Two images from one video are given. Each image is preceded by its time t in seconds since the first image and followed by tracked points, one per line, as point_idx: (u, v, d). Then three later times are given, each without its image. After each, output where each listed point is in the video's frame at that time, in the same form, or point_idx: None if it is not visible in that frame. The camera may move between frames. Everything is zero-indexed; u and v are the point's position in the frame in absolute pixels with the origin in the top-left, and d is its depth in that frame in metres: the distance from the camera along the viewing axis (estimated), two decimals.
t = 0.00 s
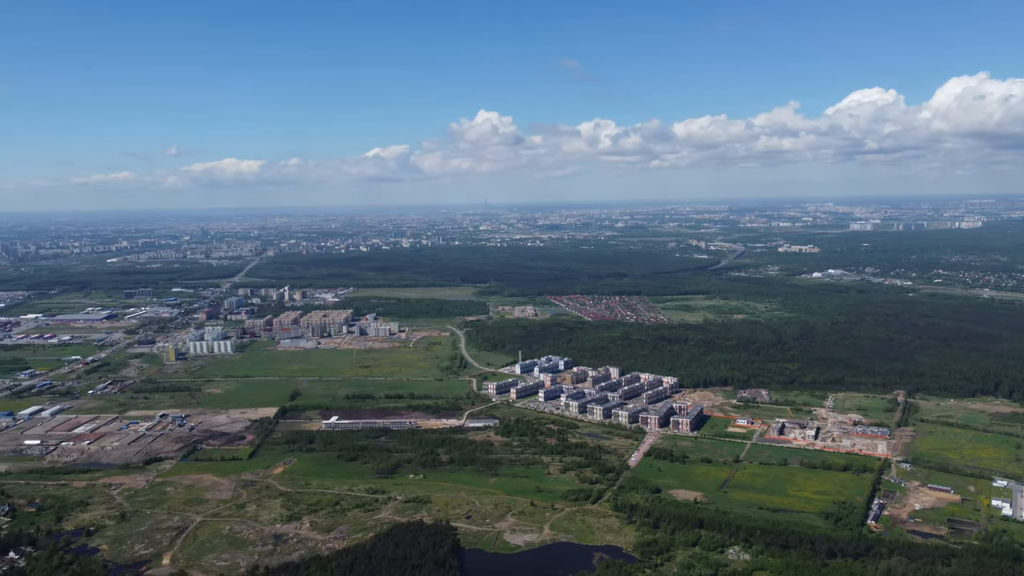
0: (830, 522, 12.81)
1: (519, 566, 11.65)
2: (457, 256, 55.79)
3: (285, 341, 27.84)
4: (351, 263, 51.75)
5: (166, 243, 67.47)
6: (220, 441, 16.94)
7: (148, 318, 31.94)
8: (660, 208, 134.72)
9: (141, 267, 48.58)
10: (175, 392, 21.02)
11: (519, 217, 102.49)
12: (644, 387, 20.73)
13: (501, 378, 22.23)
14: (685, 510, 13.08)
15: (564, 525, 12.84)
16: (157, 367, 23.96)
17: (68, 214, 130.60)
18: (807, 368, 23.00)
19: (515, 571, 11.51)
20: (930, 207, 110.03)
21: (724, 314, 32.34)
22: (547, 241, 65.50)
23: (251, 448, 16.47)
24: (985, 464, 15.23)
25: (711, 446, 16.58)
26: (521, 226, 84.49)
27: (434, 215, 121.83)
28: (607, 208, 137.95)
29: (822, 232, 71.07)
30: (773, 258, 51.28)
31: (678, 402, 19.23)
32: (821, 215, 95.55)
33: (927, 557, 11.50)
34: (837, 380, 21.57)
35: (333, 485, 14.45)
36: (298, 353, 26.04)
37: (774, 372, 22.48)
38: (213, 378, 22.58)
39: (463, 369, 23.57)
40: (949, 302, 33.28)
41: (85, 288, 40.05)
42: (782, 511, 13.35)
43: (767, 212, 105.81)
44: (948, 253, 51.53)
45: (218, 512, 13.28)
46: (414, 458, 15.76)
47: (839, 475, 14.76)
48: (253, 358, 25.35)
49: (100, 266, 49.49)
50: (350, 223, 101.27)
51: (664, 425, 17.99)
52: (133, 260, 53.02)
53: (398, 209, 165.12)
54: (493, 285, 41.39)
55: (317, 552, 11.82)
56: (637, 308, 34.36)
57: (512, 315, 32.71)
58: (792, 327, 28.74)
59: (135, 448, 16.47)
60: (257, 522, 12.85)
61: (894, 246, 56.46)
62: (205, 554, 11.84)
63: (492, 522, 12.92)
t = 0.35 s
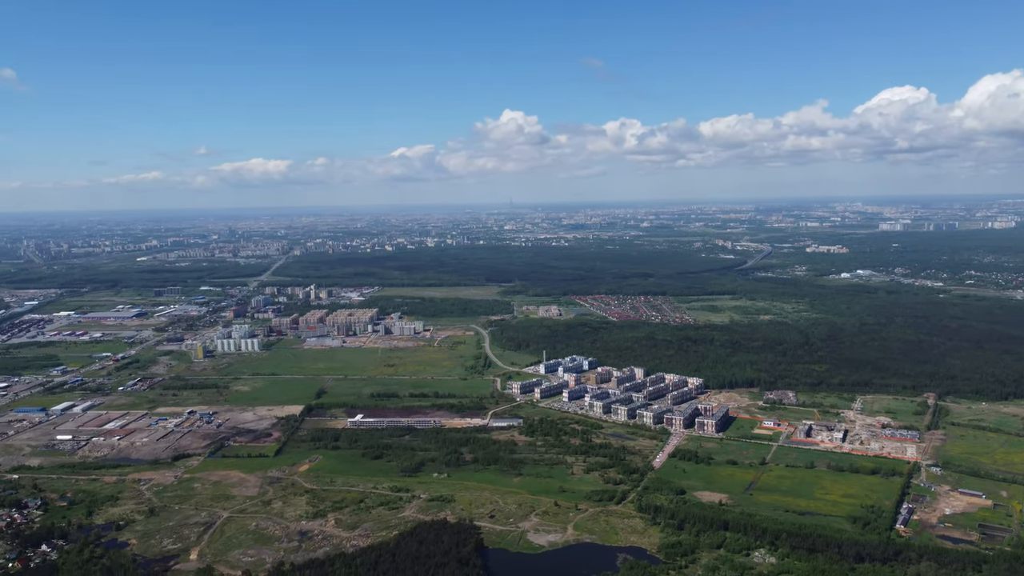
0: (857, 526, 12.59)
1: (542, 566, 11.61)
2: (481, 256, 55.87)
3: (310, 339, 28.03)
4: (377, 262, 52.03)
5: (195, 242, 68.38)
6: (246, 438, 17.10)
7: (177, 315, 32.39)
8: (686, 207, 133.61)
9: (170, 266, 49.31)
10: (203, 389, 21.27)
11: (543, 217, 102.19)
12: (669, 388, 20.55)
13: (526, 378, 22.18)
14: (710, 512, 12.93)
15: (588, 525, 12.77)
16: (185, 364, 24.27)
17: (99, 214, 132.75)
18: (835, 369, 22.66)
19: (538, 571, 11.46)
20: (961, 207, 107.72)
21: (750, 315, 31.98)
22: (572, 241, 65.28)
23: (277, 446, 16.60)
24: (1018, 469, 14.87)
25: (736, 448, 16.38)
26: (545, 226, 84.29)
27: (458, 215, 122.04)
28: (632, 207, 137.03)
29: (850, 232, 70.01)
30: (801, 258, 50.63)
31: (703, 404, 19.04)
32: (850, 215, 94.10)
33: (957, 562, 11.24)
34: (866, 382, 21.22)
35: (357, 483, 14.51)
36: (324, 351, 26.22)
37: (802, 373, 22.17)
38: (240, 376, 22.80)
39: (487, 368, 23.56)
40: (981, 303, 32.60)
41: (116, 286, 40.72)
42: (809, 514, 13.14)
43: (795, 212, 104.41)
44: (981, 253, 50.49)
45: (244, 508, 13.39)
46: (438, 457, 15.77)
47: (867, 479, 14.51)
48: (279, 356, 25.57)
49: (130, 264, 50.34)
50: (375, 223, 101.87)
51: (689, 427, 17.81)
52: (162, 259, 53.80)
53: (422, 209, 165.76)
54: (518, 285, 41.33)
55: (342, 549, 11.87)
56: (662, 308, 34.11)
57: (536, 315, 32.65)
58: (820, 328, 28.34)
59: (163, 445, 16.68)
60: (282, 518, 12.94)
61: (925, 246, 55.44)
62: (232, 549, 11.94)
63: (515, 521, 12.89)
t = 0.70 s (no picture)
0: (886, 531, 12.36)
1: (566, 566, 11.54)
2: (506, 255, 55.90)
3: (336, 338, 28.21)
4: (402, 262, 52.29)
5: (224, 241, 69.23)
6: (273, 436, 17.24)
7: (206, 314, 32.79)
8: (712, 207, 132.37)
9: (199, 264, 49.99)
10: (231, 386, 21.51)
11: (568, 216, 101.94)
12: (695, 389, 20.36)
13: (551, 378, 22.10)
14: (736, 514, 12.78)
15: (612, 526, 12.67)
16: (213, 362, 24.57)
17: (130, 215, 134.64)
18: (864, 371, 22.29)
19: (563, 571, 11.40)
20: (995, 207, 105.39)
21: (777, 316, 31.61)
22: (597, 241, 65.02)
23: (304, 443, 16.71)
24: None
25: (763, 450, 16.18)
26: (570, 226, 84.08)
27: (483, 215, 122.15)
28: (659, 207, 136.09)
29: (880, 232, 68.89)
30: (829, 259, 49.96)
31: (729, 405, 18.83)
32: (880, 215, 92.63)
33: (989, 569, 10.98)
34: (896, 385, 20.84)
35: (382, 481, 14.55)
36: (349, 350, 26.38)
37: (830, 375, 21.85)
38: (267, 374, 23.02)
39: (512, 368, 23.54)
40: (1016, 305, 31.88)
41: (147, 284, 41.34)
42: (837, 518, 12.93)
43: (823, 212, 103.03)
44: (1015, 254, 49.44)
45: (270, 505, 13.50)
46: (463, 456, 15.77)
47: (896, 483, 14.24)
48: (306, 354, 25.78)
49: (160, 262, 51.11)
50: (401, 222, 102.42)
51: (715, 428, 17.63)
52: (192, 257, 54.58)
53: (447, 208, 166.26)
54: (542, 284, 41.26)
55: (367, 547, 11.90)
56: (688, 308, 33.84)
57: (561, 314, 32.57)
58: (849, 329, 27.92)
59: (192, 441, 16.89)
60: (308, 515, 13.02)
61: (958, 247, 54.42)
62: (258, 546, 12.03)
63: (539, 521, 12.83)
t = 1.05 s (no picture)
0: (920, 536, 12.08)
1: (594, 567, 11.45)
2: (534, 255, 55.82)
3: (365, 337, 28.38)
4: (430, 261, 52.46)
5: (255, 240, 70.10)
6: (302, 433, 17.39)
7: (237, 312, 33.21)
8: (743, 207, 130.90)
9: (232, 263, 50.67)
10: (262, 383, 21.75)
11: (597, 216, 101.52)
12: (725, 390, 20.13)
13: (578, 378, 22.00)
14: (766, 518, 12.58)
15: (640, 527, 12.56)
16: (244, 359, 24.87)
17: (164, 216, 136.60)
18: (898, 374, 21.85)
19: (590, 572, 11.32)
20: None
21: (809, 317, 31.14)
22: (626, 241, 64.65)
23: (332, 441, 16.84)
24: None
25: (794, 453, 15.93)
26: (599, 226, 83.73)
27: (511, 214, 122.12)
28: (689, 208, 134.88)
29: (916, 232, 67.54)
30: (863, 259, 49.11)
31: (760, 407, 18.57)
32: (916, 215, 90.82)
33: None
34: (931, 388, 20.40)
35: (410, 479, 14.59)
36: (378, 349, 26.52)
37: (863, 377, 21.46)
38: (297, 371, 23.24)
39: (540, 368, 23.48)
40: None
41: (180, 282, 41.99)
42: (870, 522, 12.67)
43: (857, 212, 101.38)
44: None
45: (300, 501, 13.60)
46: (490, 456, 15.75)
47: (931, 488, 13.92)
48: (335, 352, 25.98)
49: (194, 261, 51.86)
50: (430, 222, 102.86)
51: (745, 430, 17.40)
52: (224, 256, 55.34)
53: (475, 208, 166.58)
54: (571, 284, 41.10)
55: (395, 544, 11.93)
56: (718, 309, 33.49)
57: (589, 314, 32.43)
58: (883, 331, 27.40)
59: (223, 437, 17.09)
60: (337, 512, 13.09)
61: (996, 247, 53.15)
62: (287, 542, 12.13)
63: (567, 522, 12.76)
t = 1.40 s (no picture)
0: (952, 542, 11.83)
1: (619, 568, 11.38)
2: (560, 255, 55.70)
3: (391, 336, 28.53)
4: (456, 260, 52.60)
5: (283, 239, 70.83)
6: (329, 431, 17.51)
7: (266, 310, 33.57)
8: (771, 207, 129.50)
9: (260, 262, 51.23)
10: (289, 381, 21.95)
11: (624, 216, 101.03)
12: (752, 392, 19.91)
13: (604, 379, 21.90)
14: (793, 521, 12.41)
15: (666, 529, 12.46)
16: (272, 357, 25.13)
17: (194, 215, 138.57)
18: (930, 377, 21.44)
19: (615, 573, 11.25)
20: None
21: (839, 318, 30.69)
22: (652, 241, 64.24)
23: (358, 439, 16.94)
24: None
25: (822, 455, 15.70)
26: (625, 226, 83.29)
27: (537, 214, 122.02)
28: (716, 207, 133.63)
29: (949, 233, 66.26)
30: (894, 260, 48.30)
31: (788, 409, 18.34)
32: (948, 215, 89.18)
33: None
34: (964, 391, 19.99)
35: (435, 478, 14.62)
36: (404, 348, 26.63)
37: (894, 380, 21.08)
38: (324, 370, 23.42)
39: (565, 367, 23.42)
40: None
41: (210, 281, 42.56)
42: (900, 527, 12.44)
43: (887, 211, 99.86)
44: None
45: (327, 498, 13.70)
46: (515, 455, 15.73)
47: (963, 493, 13.63)
48: (362, 351, 26.14)
49: (223, 260, 52.52)
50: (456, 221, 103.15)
51: (773, 432, 17.18)
52: (253, 255, 55.98)
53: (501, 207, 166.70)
54: (597, 284, 40.93)
55: (420, 542, 11.96)
56: (746, 310, 33.15)
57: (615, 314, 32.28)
58: (914, 333, 26.91)
59: (251, 434, 17.27)
60: (363, 510, 13.16)
61: None
62: (314, 539, 12.21)
63: (592, 522, 12.70)
